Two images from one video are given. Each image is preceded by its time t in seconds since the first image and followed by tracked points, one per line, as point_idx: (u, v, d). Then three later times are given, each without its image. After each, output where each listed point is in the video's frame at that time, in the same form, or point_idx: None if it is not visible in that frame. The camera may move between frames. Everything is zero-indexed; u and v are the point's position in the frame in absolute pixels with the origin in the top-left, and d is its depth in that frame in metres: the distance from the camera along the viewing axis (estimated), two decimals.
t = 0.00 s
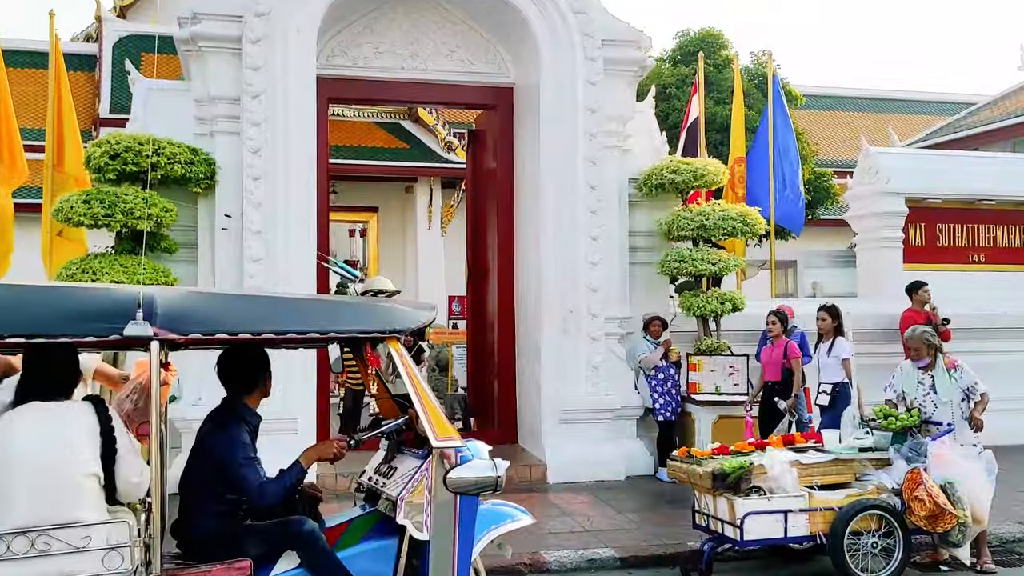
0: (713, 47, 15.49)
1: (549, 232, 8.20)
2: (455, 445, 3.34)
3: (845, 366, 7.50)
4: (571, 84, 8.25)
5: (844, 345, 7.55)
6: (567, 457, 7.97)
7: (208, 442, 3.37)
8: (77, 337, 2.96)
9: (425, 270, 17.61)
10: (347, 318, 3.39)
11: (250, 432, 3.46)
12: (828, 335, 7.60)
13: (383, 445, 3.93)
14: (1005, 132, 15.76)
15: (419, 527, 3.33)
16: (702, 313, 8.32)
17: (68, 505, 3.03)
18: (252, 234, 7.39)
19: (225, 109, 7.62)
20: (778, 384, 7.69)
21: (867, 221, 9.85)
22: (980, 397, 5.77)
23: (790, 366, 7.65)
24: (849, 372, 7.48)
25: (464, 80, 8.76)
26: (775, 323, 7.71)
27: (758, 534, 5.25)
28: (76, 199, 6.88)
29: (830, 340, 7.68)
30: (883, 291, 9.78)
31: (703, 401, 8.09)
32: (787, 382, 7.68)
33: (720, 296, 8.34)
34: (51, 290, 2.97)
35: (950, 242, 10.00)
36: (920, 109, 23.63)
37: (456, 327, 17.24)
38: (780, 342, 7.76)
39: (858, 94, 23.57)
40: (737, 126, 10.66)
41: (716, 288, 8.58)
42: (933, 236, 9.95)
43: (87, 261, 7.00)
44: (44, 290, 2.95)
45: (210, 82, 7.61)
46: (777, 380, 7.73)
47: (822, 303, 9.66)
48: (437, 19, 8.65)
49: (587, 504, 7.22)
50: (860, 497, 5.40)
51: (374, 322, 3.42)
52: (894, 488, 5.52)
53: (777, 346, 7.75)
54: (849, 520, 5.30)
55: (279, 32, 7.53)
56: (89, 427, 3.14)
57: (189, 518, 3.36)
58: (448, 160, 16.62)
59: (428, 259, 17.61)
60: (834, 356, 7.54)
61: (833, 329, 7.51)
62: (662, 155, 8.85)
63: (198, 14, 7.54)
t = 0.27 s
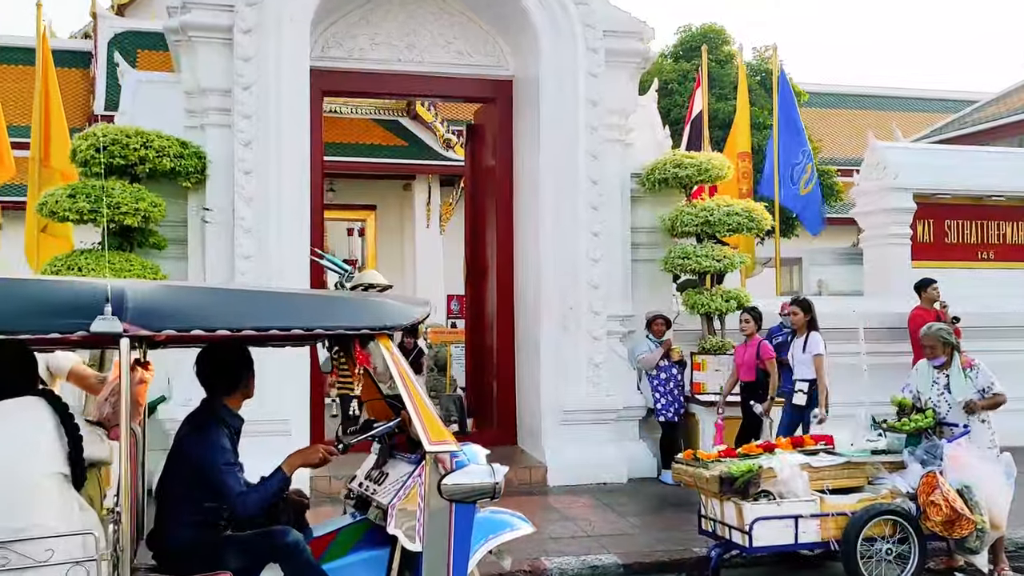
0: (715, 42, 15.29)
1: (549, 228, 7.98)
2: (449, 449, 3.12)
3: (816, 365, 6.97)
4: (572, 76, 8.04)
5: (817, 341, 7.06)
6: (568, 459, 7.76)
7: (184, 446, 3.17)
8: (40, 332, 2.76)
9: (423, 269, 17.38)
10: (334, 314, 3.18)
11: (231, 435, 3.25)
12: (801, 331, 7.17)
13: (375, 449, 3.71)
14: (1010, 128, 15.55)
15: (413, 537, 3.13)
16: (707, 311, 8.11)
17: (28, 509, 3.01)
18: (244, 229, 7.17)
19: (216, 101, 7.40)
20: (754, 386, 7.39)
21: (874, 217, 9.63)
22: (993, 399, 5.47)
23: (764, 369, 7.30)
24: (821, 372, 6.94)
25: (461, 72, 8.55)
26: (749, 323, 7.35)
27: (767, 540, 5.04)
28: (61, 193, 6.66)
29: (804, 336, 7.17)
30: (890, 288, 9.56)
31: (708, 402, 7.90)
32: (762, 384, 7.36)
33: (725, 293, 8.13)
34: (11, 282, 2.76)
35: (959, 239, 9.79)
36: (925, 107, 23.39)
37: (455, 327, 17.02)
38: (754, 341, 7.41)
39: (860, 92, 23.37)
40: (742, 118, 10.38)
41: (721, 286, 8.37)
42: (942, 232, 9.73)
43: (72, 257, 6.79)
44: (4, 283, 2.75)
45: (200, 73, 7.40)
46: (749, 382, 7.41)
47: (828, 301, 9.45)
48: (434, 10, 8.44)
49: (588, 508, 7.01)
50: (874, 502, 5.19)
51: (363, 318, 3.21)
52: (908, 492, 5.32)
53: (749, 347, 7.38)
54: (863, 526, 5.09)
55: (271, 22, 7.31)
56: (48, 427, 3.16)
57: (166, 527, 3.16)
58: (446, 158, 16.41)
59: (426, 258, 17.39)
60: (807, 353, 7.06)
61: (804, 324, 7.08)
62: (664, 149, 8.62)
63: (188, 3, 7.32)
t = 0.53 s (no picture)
0: (716, 39, 15.09)
1: (547, 227, 7.75)
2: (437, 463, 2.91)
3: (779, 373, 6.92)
4: (570, 71, 7.81)
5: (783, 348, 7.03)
6: (566, 465, 7.53)
7: (153, 461, 2.94)
8: None
9: (420, 269, 17.15)
10: (311, 318, 2.98)
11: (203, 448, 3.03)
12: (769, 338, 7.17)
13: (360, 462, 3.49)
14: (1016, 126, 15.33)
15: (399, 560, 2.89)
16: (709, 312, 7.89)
17: None
18: (232, 228, 6.94)
19: (203, 96, 7.17)
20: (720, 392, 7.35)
21: (879, 216, 9.42)
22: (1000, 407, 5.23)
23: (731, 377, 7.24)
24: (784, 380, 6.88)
25: (457, 68, 8.33)
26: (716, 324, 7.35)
27: (774, 554, 4.82)
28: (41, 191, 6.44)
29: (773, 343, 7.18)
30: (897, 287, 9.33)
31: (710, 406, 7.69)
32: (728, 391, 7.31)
33: (728, 294, 7.92)
34: None
35: (966, 239, 9.57)
36: (929, 105, 23.17)
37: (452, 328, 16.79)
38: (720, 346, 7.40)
39: (862, 91, 23.14)
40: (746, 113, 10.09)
41: (723, 287, 8.15)
42: (949, 232, 9.53)
43: (54, 258, 6.57)
44: None
45: (187, 67, 7.17)
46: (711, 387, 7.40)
47: (833, 302, 9.23)
48: (429, 4, 8.22)
49: (587, 517, 6.78)
50: (885, 513, 4.97)
51: (342, 322, 3.01)
52: (922, 502, 5.09)
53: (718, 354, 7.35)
54: (874, 539, 4.87)
55: (259, 14, 7.09)
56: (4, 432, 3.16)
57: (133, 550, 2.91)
58: (443, 157, 16.19)
59: (423, 258, 17.16)
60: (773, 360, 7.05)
61: (771, 331, 7.14)
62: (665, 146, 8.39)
63: None
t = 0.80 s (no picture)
0: (717, 36, 14.92)
1: (546, 225, 7.55)
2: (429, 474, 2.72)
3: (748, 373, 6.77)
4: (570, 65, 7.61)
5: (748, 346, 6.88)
6: (565, 469, 7.34)
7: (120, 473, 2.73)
8: None
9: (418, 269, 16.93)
10: (291, 321, 2.81)
11: (178, 456, 2.83)
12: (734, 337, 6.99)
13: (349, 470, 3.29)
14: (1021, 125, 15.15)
15: None
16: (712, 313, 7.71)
17: None
18: (222, 226, 6.75)
19: (193, 90, 6.97)
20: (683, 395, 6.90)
21: (885, 214, 9.23)
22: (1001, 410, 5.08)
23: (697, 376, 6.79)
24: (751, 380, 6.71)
25: (453, 62, 8.12)
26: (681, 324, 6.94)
27: (784, 564, 4.62)
28: (25, 187, 6.23)
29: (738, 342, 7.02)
30: (903, 287, 9.14)
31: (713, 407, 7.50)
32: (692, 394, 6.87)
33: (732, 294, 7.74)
34: None
35: (974, 237, 9.38)
36: (932, 104, 22.98)
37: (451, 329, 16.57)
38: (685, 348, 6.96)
39: (865, 90, 22.94)
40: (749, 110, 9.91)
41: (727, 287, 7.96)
42: (956, 230, 9.34)
43: (38, 257, 6.37)
44: None
45: (176, 61, 6.97)
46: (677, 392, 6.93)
47: (839, 302, 9.04)
48: None
49: (587, 523, 6.59)
50: (899, 521, 4.78)
51: (326, 325, 2.84)
52: (937, 510, 4.89)
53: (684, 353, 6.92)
54: (887, 548, 4.68)
55: (250, 6, 6.89)
56: None
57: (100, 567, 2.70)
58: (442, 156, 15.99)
59: (421, 258, 16.95)
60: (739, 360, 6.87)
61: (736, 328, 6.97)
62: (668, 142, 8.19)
63: None
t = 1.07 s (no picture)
0: (719, 32, 14.72)
1: (546, 221, 7.35)
2: (422, 484, 2.55)
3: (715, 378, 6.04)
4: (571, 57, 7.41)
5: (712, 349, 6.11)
6: (566, 472, 7.14)
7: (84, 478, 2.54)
8: None
9: (417, 268, 16.72)
10: (272, 318, 2.64)
11: (149, 462, 2.64)
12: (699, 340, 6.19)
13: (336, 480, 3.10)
14: None
15: None
16: (716, 311, 7.52)
17: None
18: (212, 222, 6.54)
19: (183, 82, 6.76)
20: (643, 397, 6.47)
21: (894, 210, 9.03)
22: (1010, 410, 4.92)
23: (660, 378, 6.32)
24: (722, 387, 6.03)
25: (451, 54, 7.91)
26: (640, 323, 6.48)
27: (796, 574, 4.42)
28: (7, 181, 6.02)
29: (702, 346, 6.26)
30: (912, 284, 8.93)
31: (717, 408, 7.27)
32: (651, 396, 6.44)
33: (737, 292, 7.54)
34: None
35: (984, 234, 9.18)
36: (935, 101, 22.77)
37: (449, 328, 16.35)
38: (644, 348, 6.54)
39: (867, 86, 22.72)
40: (752, 105, 9.65)
41: (731, 284, 7.77)
42: (965, 227, 9.14)
43: (22, 253, 6.17)
44: None
45: (166, 52, 6.77)
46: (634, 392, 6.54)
47: (846, 300, 8.84)
48: None
49: (588, 528, 6.39)
50: (916, 528, 4.58)
51: (310, 321, 2.65)
52: (955, 516, 4.70)
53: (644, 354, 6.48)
54: (903, 556, 4.47)
55: None
56: None
57: None
58: (440, 153, 15.78)
59: (420, 257, 16.73)
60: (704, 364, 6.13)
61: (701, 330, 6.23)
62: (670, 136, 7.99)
63: None
